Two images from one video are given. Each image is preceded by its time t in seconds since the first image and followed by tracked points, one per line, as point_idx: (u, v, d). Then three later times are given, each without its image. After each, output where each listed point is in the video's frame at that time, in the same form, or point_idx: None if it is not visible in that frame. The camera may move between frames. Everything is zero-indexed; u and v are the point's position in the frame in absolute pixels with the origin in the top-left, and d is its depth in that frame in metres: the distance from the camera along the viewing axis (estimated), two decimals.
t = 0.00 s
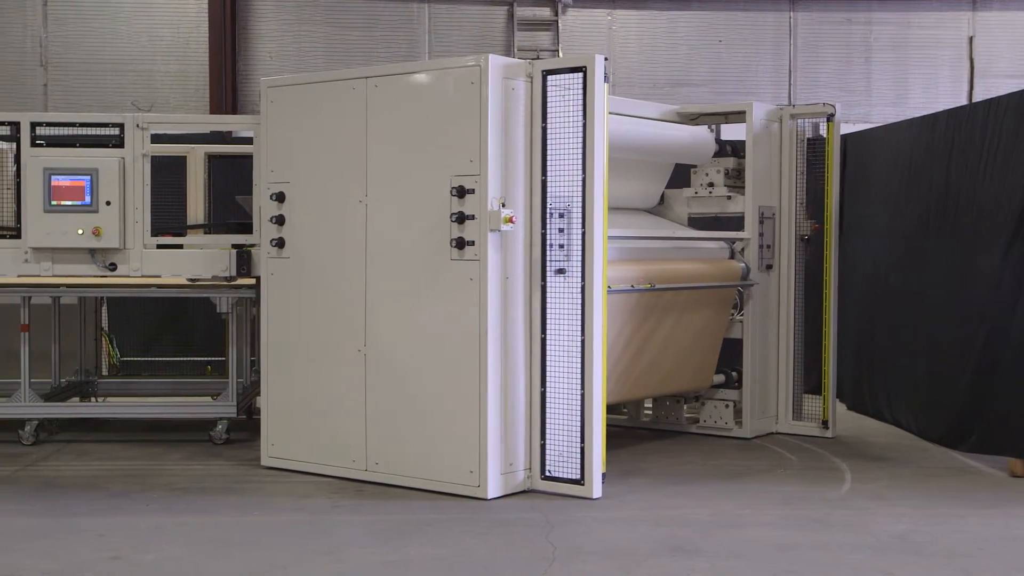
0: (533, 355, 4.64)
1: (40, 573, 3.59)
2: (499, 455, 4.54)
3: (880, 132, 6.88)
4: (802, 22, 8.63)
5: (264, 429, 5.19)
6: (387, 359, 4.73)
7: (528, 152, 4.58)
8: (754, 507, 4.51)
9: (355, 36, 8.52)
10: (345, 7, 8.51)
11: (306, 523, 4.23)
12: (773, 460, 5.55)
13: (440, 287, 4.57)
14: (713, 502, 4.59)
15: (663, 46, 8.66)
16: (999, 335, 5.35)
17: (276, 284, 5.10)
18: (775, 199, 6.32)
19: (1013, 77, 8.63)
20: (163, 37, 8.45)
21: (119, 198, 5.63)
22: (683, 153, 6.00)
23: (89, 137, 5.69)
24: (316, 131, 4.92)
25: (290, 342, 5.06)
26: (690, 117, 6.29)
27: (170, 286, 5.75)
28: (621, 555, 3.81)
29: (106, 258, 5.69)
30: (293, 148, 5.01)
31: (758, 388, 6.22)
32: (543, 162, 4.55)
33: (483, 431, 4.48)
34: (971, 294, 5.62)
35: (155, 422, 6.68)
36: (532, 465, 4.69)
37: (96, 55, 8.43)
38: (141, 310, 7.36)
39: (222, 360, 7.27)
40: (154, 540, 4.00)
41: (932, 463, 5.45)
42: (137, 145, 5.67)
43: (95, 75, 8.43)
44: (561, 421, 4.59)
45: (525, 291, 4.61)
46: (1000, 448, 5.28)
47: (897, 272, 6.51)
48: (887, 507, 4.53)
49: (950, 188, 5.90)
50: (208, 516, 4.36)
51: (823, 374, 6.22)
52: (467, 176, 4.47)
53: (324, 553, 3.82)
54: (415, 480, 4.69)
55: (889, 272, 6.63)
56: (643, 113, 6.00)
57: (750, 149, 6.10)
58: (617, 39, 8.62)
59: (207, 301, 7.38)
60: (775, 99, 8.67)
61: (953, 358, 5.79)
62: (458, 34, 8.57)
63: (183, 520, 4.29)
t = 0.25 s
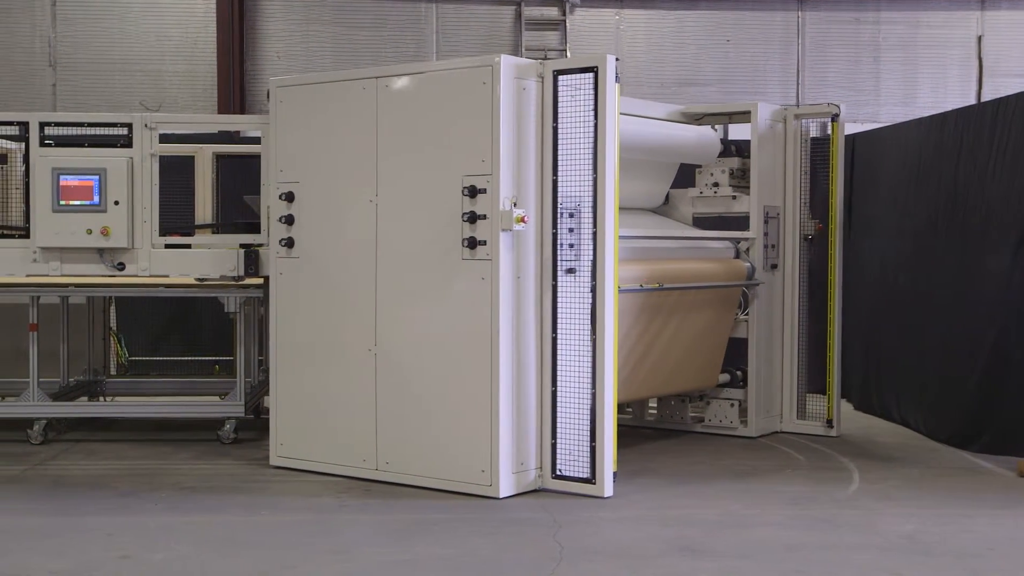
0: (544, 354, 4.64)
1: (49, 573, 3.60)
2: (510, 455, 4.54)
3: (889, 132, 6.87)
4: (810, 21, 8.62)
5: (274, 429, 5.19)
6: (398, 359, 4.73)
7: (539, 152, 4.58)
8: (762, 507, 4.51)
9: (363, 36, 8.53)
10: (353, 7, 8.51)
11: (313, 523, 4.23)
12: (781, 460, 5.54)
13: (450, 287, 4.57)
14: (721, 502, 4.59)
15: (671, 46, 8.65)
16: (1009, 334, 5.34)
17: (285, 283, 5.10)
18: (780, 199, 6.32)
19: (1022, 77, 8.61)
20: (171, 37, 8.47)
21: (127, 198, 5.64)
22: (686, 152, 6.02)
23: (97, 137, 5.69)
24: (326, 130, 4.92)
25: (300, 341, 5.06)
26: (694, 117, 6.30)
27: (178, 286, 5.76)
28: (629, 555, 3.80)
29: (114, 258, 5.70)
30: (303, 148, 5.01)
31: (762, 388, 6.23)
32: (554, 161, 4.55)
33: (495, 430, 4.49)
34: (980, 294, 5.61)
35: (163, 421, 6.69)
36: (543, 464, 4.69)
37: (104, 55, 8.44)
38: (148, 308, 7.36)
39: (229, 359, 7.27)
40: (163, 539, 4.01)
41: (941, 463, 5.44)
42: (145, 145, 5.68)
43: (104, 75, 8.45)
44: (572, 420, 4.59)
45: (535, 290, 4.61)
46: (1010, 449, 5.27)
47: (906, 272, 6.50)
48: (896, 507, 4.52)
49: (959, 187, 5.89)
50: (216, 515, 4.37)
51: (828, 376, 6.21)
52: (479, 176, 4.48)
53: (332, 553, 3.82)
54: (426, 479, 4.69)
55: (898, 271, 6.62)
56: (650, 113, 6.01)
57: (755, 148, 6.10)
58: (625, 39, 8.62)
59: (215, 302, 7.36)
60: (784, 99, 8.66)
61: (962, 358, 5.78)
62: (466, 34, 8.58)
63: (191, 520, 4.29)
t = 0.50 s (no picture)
0: (556, 354, 4.64)
1: (58, 572, 3.61)
2: (522, 454, 4.54)
3: (897, 131, 6.86)
4: (818, 21, 8.61)
5: (283, 429, 5.18)
6: (409, 358, 4.74)
7: (551, 152, 4.58)
8: (770, 507, 4.50)
9: (370, 36, 8.54)
10: (361, 7, 8.52)
11: (321, 522, 4.23)
12: (789, 460, 5.53)
13: (462, 287, 4.58)
14: (730, 502, 4.58)
15: (679, 46, 8.65)
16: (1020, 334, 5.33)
17: (295, 283, 5.09)
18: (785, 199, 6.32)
19: None
20: (179, 37, 8.48)
21: (136, 198, 5.65)
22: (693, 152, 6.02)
23: (106, 137, 5.70)
24: (336, 131, 4.92)
25: (310, 341, 5.06)
26: (699, 117, 6.29)
27: (186, 286, 5.77)
28: (637, 555, 3.80)
29: (122, 258, 5.71)
30: (313, 147, 5.01)
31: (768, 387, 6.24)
32: (565, 161, 4.55)
33: (507, 430, 4.49)
34: (990, 293, 5.60)
35: (172, 421, 6.70)
36: (554, 464, 4.69)
37: (113, 55, 8.46)
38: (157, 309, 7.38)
39: (238, 359, 7.26)
40: (171, 539, 4.01)
41: (949, 463, 5.42)
42: (154, 144, 5.69)
43: (112, 75, 8.46)
44: (583, 419, 4.59)
45: (547, 290, 4.61)
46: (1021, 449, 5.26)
47: (915, 271, 6.49)
48: (904, 507, 4.51)
49: (968, 187, 5.88)
50: (224, 515, 4.37)
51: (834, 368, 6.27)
52: (492, 176, 4.48)
53: (339, 553, 3.82)
54: (438, 478, 4.69)
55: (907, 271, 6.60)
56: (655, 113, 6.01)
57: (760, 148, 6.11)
58: (633, 38, 8.62)
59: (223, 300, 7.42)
60: (792, 99, 8.65)
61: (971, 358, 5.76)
62: (474, 33, 8.58)
63: (198, 519, 4.30)
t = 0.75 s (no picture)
0: (566, 353, 4.65)
1: (64, 571, 3.61)
2: (533, 454, 4.55)
3: (903, 131, 6.86)
4: (825, 21, 8.60)
5: (291, 429, 5.18)
6: (419, 358, 4.74)
7: (562, 152, 4.59)
8: (777, 508, 4.49)
9: (377, 36, 8.54)
10: (368, 7, 8.53)
11: (327, 522, 4.24)
12: (796, 461, 5.53)
13: (473, 287, 4.58)
14: (736, 503, 4.57)
15: (686, 46, 8.64)
16: None
17: (303, 284, 5.09)
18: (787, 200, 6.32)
19: None
20: (187, 37, 8.49)
21: (143, 198, 5.66)
22: (698, 151, 5.99)
23: (113, 137, 5.71)
24: (345, 131, 4.92)
25: (318, 342, 5.05)
26: (701, 118, 6.32)
27: (193, 286, 5.78)
28: (644, 555, 3.79)
29: (130, 258, 5.71)
30: (322, 147, 5.00)
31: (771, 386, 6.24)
32: (577, 161, 4.56)
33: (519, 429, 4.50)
34: (997, 293, 5.59)
35: (179, 421, 6.70)
36: (565, 464, 4.70)
37: (120, 56, 8.47)
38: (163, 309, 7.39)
39: (245, 359, 7.28)
40: (179, 538, 4.01)
41: (957, 464, 5.41)
42: (161, 144, 5.69)
43: (119, 75, 8.47)
44: (594, 419, 4.60)
45: (558, 289, 4.62)
46: None
47: (923, 272, 6.48)
48: (912, 508, 4.50)
49: (975, 186, 5.87)
50: (230, 514, 4.37)
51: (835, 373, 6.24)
52: (504, 176, 4.48)
53: (347, 552, 3.82)
54: (449, 478, 4.69)
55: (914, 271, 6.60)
56: (657, 113, 6.02)
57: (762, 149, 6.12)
58: (640, 38, 8.62)
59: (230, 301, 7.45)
60: (799, 99, 8.64)
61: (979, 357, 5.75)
62: (481, 33, 8.58)
63: (206, 519, 4.30)
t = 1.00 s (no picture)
0: (578, 353, 4.67)
1: (72, 570, 3.62)
2: (546, 453, 4.56)
3: (910, 131, 6.86)
4: (832, 21, 8.59)
5: (300, 429, 5.17)
6: (431, 358, 4.74)
7: (573, 152, 4.61)
8: (784, 508, 4.49)
9: (384, 36, 8.55)
10: (374, 7, 8.54)
11: (334, 522, 4.24)
12: (803, 461, 5.52)
13: (485, 286, 4.59)
14: (743, 503, 4.57)
15: (693, 46, 8.64)
16: None
17: (312, 284, 5.09)
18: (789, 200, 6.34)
19: None
20: (194, 38, 8.51)
21: (151, 198, 5.67)
22: (702, 151, 6.00)
23: (120, 137, 5.73)
24: (354, 131, 4.93)
25: (327, 342, 5.05)
26: (704, 118, 6.28)
27: (201, 286, 5.79)
28: (651, 556, 3.79)
29: (137, 258, 5.72)
30: (331, 147, 5.01)
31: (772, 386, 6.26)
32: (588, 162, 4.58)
33: (532, 429, 4.51)
34: (1005, 292, 5.58)
35: (187, 421, 6.71)
36: (576, 463, 4.72)
37: (127, 56, 8.48)
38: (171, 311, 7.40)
39: (252, 359, 7.28)
40: (186, 538, 4.02)
41: (964, 465, 5.40)
42: (168, 145, 5.71)
43: (126, 75, 8.49)
44: (606, 418, 4.62)
45: (569, 289, 4.63)
46: None
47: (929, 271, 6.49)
48: (919, 509, 4.49)
49: (983, 185, 5.86)
50: (237, 514, 4.38)
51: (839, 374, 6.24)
52: (516, 176, 4.49)
53: (354, 553, 3.82)
54: (460, 478, 4.70)
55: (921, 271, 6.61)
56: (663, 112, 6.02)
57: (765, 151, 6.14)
58: (647, 38, 8.62)
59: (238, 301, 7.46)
60: (805, 99, 8.63)
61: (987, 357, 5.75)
62: (488, 33, 8.59)
63: (213, 519, 4.30)
